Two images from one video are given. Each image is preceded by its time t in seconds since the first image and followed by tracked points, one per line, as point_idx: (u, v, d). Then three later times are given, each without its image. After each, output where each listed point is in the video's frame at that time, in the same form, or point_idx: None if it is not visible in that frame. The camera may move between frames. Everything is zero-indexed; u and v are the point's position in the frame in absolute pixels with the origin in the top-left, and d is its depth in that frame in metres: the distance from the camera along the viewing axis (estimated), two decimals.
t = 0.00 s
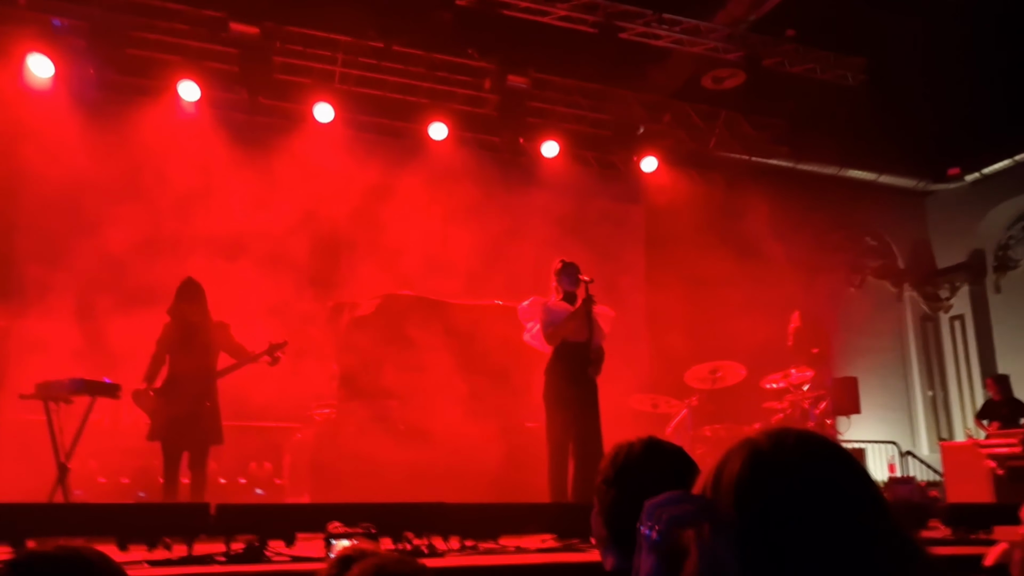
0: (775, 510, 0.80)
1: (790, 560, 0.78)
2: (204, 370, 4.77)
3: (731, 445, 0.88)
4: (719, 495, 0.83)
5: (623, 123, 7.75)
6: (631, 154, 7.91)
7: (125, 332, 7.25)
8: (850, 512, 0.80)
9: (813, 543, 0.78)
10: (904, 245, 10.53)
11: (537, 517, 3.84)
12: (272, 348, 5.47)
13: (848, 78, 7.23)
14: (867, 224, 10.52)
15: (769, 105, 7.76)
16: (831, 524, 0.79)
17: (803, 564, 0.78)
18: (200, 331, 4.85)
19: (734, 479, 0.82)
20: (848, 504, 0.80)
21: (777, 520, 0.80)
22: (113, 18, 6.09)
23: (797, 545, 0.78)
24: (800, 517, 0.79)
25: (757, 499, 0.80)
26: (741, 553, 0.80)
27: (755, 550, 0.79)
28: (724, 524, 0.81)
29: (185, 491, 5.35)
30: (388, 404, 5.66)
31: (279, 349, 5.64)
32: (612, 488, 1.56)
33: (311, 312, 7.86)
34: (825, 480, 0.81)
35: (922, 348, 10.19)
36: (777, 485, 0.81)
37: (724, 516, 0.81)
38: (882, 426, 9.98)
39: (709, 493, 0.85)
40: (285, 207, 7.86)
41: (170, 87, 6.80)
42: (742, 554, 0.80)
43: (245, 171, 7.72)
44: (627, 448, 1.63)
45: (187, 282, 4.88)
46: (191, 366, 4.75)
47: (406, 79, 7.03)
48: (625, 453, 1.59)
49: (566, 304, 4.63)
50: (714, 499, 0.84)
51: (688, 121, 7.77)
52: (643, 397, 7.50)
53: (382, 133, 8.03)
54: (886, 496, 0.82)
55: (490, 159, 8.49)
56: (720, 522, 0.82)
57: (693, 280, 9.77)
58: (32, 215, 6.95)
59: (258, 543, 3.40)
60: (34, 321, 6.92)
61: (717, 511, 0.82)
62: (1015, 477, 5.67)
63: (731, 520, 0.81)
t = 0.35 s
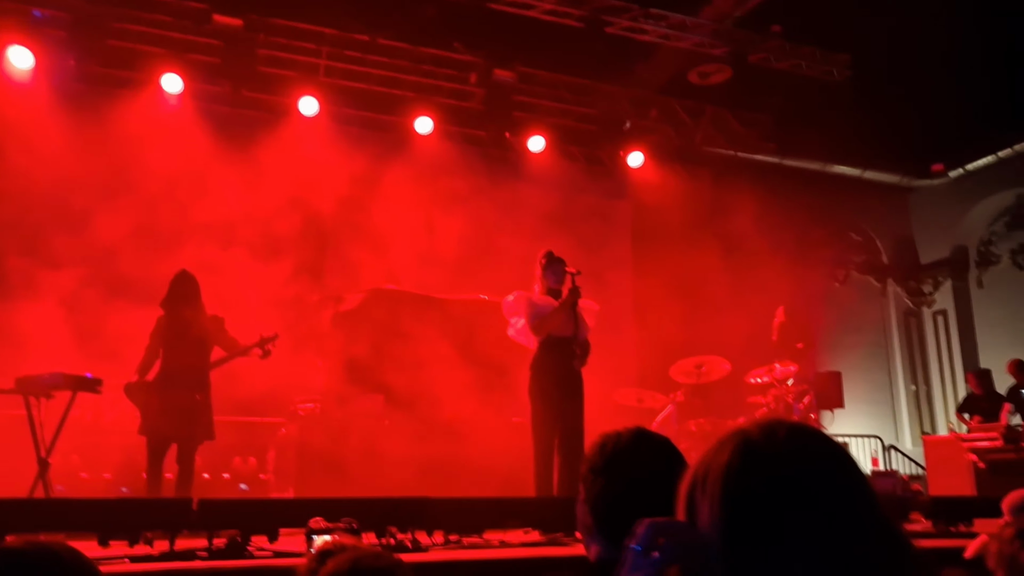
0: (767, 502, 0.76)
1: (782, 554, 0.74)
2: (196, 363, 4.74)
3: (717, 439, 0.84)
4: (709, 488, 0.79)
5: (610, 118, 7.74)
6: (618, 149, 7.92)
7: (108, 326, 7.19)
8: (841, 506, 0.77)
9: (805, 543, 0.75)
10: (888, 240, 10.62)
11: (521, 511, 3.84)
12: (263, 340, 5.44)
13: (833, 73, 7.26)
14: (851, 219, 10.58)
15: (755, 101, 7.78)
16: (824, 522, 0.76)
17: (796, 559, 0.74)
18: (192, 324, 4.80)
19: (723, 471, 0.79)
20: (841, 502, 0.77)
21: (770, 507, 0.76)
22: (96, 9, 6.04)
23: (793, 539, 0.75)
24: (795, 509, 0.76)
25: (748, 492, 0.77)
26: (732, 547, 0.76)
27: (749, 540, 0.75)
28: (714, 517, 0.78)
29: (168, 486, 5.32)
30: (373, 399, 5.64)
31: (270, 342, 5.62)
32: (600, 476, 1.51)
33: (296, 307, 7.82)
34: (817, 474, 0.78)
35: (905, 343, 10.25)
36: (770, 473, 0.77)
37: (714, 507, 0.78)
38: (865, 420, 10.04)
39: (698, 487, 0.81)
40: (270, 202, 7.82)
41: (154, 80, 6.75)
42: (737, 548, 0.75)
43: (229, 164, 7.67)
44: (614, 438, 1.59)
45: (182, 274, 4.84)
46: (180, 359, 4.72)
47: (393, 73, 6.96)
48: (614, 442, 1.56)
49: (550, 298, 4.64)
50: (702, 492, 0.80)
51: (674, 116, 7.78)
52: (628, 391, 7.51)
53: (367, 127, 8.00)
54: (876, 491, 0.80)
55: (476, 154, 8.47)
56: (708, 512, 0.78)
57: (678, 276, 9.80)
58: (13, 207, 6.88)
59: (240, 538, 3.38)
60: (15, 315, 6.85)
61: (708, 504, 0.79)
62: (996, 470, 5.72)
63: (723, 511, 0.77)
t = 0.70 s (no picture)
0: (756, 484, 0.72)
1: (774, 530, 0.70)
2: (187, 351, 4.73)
3: (702, 415, 0.81)
4: (692, 472, 0.75)
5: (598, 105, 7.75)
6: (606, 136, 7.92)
7: (96, 313, 7.17)
8: (831, 485, 0.73)
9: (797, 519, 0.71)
10: (875, 227, 10.68)
11: (510, 497, 3.86)
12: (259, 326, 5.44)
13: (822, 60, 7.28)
14: (839, 207, 10.63)
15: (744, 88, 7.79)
16: (815, 496, 0.72)
17: (791, 540, 0.71)
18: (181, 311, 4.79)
19: (708, 453, 0.74)
20: (833, 476, 0.73)
21: (757, 488, 0.72)
22: None
23: (785, 519, 0.71)
24: (784, 490, 0.72)
25: (737, 472, 0.73)
26: (720, 525, 0.72)
27: (739, 524, 0.71)
28: (700, 500, 0.73)
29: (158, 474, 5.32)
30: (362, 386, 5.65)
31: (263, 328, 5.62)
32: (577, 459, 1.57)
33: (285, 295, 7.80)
34: (808, 452, 0.74)
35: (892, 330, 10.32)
36: (754, 452, 0.73)
37: (699, 491, 0.74)
38: (852, 407, 10.12)
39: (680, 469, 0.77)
40: (259, 189, 7.79)
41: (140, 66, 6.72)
42: (729, 532, 0.71)
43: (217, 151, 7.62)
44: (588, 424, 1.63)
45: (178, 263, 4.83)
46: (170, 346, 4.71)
47: (381, 60, 6.94)
48: (585, 430, 1.50)
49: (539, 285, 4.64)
50: (684, 476, 0.76)
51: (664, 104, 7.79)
52: (617, 378, 7.55)
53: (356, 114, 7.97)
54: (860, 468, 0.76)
55: (466, 141, 8.45)
56: (694, 495, 0.74)
57: (668, 263, 9.84)
58: None
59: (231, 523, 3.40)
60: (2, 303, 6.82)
61: (692, 486, 0.74)
62: (980, 455, 5.77)
63: (709, 494, 0.73)
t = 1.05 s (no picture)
0: (722, 480, 0.77)
1: (745, 525, 0.75)
2: (181, 340, 4.70)
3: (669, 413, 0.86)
4: (662, 473, 0.80)
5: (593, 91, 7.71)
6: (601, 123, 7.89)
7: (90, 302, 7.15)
8: (798, 476, 0.77)
9: (762, 510, 0.75)
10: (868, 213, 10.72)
11: (506, 485, 3.88)
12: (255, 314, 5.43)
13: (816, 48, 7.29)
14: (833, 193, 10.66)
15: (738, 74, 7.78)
16: (779, 488, 0.76)
17: (764, 532, 0.74)
18: (176, 300, 4.77)
19: (672, 455, 0.80)
20: (792, 467, 0.77)
21: (725, 484, 0.77)
22: None
23: (756, 513, 0.75)
24: (752, 486, 0.76)
25: (702, 472, 0.78)
26: (693, 520, 0.77)
27: (711, 521, 0.76)
28: (673, 501, 0.79)
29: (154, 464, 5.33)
30: (358, 375, 5.66)
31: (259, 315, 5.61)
32: (566, 454, 1.60)
33: (280, 283, 7.80)
34: (772, 452, 0.78)
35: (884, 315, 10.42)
36: (721, 449, 0.78)
37: (672, 491, 0.79)
38: (845, 392, 10.18)
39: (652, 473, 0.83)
40: (252, 176, 7.75)
41: (131, 53, 6.66)
42: (704, 530, 0.76)
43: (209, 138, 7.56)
44: (579, 424, 1.66)
45: (176, 253, 4.81)
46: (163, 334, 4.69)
47: (373, 46, 6.92)
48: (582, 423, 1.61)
49: (531, 274, 4.66)
50: (658, 480, 0.81)
51: (658, 90, 7.78)
52: (612, 365, 7.56)
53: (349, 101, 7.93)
54: (833, 465, 0.80)
55: (460, 128, 8.43)
56: (669, 499, 0.79)
57: (663, 249, 9.84)
58: None
59: (227, 513, 3.42)
60: None
61: (664, 489, 0.80)
62: (972, 440, 5.81)
63: (680, 495, 0.78)
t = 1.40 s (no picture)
0: (717, 470, 0.74)
1: (740, 511, 0.73)
2: (181, 327, 4.72)
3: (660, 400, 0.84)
4: (655, 461, 0.77)
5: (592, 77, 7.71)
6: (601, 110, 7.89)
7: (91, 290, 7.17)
8: (795, 461, 0.75)
9: (758, 497, 0.73)
10: (868, 200, 10.73)
11: (506, 471, 3.90)
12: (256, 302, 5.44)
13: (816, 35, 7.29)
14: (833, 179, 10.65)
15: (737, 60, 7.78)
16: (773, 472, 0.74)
17: (760, 518, 0.72)
18: (177, 287, 4.79)
19: (666, 440, 0.77)
20: (785, 452, 0.75)
21: (718, 471, 0.74)
22: None
23: (751, 503, 0.73)
24: (745, 472, 0.74)
25: (694, 457, 0.75)
26: (686, 507, 0.74)
27: (707, 511, 0.73)
28: (667, 489, 0.76)
29: (156, 450, 5.36)
30: (358, 361, 5.69)
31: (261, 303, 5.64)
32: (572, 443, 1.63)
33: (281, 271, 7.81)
34: (766, 437, 0.76)
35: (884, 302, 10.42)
36: (712, 432, 0.76)
37: (667, 477, 0.76)
38: (844, 378, 10.22)
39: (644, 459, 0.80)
40: (252, 164, 7.75)
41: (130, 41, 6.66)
42: (699, 520, 0.73)
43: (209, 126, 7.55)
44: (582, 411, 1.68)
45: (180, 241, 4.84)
46: (164, 322, 4.71)
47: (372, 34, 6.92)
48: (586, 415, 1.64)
49: (529, 259, 4.67)
50: (651, 466, 0.78)
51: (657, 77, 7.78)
52: (611, 352, 7.59)
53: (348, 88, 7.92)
54: (828, 450, 0.78)
55: (460, 116, 8.42)
56: (661, 485, 0.77)
57: (663, 236, 9.84)
58: None
59: (230, 498, 3.45)
60: None
61: (657, 476, 0.77)
62: (970, 426, 5.83)
63: (674, 483, 0.76)
